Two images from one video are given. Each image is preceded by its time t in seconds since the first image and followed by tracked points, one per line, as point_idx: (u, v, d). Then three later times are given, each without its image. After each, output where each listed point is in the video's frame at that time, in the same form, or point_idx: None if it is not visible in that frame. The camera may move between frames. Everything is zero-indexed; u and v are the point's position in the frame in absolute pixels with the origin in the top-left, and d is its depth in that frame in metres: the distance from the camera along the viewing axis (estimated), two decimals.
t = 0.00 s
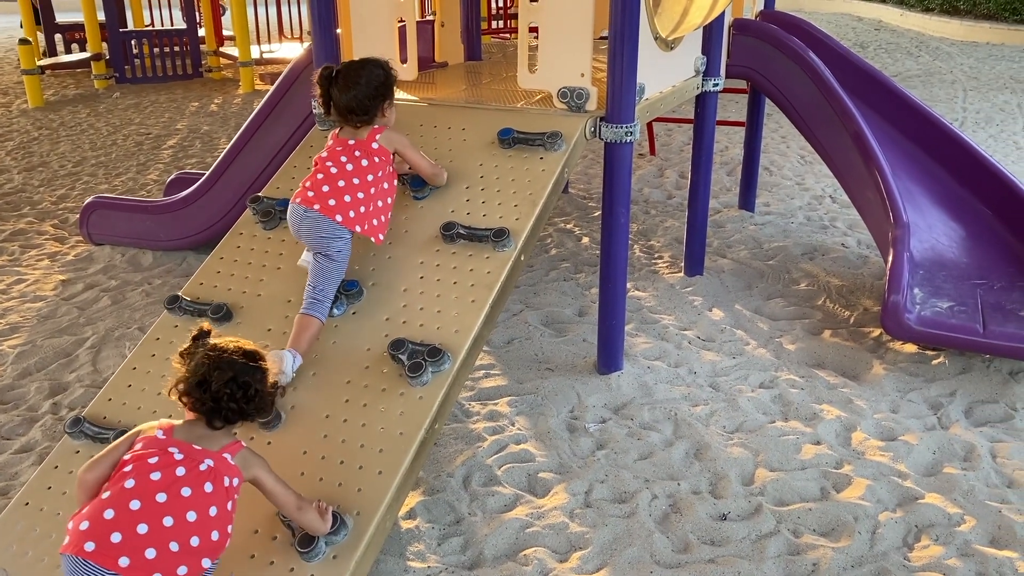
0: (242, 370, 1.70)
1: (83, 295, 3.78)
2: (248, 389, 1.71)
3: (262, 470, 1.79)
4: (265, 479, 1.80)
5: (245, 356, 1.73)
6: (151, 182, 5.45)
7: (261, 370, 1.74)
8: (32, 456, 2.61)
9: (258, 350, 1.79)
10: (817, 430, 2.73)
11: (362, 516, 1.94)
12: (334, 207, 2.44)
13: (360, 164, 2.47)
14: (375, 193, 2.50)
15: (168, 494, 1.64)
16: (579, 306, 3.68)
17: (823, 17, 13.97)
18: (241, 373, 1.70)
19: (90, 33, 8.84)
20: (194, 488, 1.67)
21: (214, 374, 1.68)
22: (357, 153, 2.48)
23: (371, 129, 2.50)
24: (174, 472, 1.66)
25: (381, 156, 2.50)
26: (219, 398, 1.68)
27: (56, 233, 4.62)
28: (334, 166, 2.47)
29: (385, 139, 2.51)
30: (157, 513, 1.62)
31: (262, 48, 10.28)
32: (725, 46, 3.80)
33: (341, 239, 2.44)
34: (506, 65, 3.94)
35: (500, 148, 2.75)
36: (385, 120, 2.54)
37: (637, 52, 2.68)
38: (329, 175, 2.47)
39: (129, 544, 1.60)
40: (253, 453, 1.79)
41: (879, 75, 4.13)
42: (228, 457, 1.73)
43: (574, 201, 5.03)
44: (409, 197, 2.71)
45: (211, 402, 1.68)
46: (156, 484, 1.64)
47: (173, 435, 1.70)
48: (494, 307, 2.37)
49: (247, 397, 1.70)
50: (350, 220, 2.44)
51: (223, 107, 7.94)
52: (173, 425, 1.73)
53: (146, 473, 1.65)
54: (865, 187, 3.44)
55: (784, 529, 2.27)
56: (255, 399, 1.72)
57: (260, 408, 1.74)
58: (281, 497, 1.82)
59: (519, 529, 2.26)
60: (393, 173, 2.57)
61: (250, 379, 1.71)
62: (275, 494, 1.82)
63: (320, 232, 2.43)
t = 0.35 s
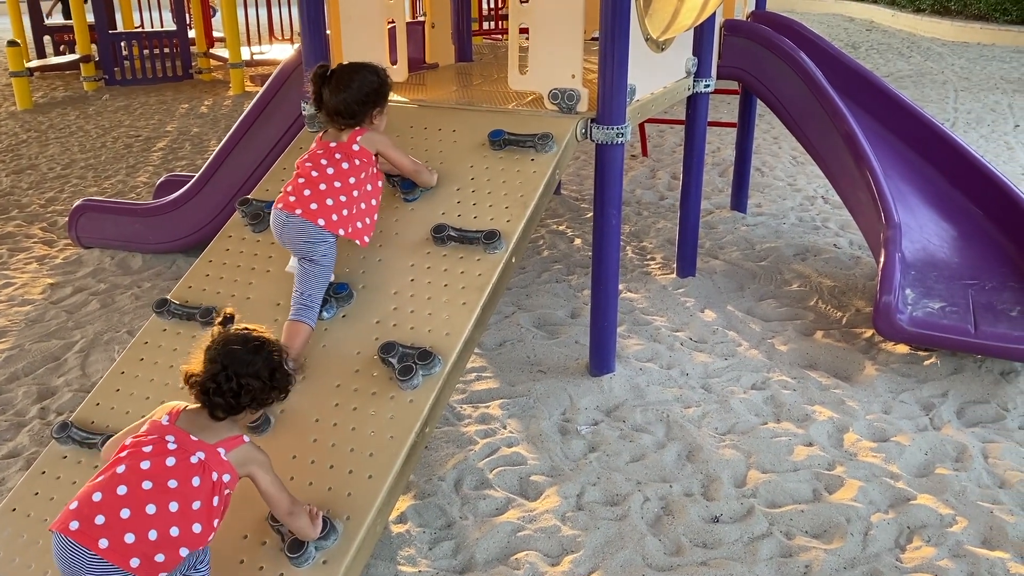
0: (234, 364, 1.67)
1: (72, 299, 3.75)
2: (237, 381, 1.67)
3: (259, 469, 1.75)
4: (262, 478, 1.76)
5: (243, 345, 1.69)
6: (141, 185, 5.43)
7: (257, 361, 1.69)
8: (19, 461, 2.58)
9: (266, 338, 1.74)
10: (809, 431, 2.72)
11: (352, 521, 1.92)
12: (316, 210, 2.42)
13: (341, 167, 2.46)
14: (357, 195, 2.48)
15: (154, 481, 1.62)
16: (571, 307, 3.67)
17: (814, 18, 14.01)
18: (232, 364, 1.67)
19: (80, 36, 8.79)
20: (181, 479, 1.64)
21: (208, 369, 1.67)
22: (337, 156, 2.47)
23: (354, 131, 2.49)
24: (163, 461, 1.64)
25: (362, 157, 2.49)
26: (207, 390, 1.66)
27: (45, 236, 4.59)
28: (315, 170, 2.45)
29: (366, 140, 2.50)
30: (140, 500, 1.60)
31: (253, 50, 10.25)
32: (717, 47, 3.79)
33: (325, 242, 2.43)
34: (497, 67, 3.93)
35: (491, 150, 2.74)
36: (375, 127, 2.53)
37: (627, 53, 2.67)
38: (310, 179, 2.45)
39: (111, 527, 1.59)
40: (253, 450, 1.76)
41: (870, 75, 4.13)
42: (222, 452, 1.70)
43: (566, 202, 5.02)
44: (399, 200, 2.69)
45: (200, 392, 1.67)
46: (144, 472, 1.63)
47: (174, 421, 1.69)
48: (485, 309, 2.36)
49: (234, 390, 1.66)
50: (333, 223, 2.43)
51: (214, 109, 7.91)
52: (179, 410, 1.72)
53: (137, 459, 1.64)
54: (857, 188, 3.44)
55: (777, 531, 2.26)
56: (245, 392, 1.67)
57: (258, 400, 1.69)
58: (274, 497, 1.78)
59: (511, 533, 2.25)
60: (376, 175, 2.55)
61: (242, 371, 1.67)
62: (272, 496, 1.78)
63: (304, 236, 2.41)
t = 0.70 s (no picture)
0: (244, 372, 1.68)
1: (66, 301, 3.74)
2: (246, 390, 1.69)
3: (273, 461, 1.75)
4: (275, 472, 1.76)
5: (255, 353, 1.69)
6: (136, 186, 5.41)
7: (267, 371, 1.69)
8: (13, 464, 2.57)
9: (282, 342, 1.71)
10: (805, 432, 2.72)
11: (347, 523, 1.92)
12: (328, 215, 2.42)
13: (352, 174, 2.46)
14: (364, 202, 2.50)
15: (167, 454, 1.65)
16: (567, 308, 3.66)
17: (809, 19, 14.03)
18: (242, 373, 1.68)
19: (75, 37, 8.77)
20: (193, 456, 1.66)
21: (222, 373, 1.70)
22: (349, 161, 2.47)
23: (356, 133, 2.50)
24: (178, 436, 1.67)
25: (372, 165, 2.50)
26: (221, 392, 1.71)
27: (39, 237, 4.57)
28: (328, 173, 2.45)
29: (374, 146, 2.50)
30: (151, 470, 1.64)
31: (248, 51, 10.23)
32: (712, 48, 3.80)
33: (330, 247, 2.43)
34: (493, 68, 3.92)
35: (486, 150, 2.73)
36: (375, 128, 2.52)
37: (622, 54, 2.66)
38: (323, 181, 2.44)
39: (120, 495, 1.63)
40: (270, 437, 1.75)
41: (866, 76, 4.13)
42: (236, 436, 1.71)
43: (562, 203, 5.01)
44: (395, 201, 2.68)
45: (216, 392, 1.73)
46: (160, 444, 1.67)
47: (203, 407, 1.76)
48: (481, 310, 2.35)
49: (243, 397, 1.70)
50: (343, 228, 2.44)
51: (210, 110, 7.89)
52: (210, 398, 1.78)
53: (157, 434, 1.68)
54: (853, 189, 3.44)
55: (773, 532, 2.26)
56: (255, 400, 1.70)
57: (270, 404, 1.72)
58: (285, 496, 1.77)
59: (507, 535, 2.24)
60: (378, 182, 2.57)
61: (252, 380, 1.68)
62: (282, 491, 1.77)
63: (312, 239, 2.41)
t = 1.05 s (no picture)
0: (222, 394, 1.72)
1: (64, 303, 3.73)
2: (224, 412, 1.72)
3: (258, 472, 1.74)
4: (262, 481, 1.75)
5: (234, 376, 1.72)
6: (136, 188, 5.39)
7: (243, 392, 1.71)
8: (10, 467, 2.55)
9: (257, 362, 1.74)
10: (806, 435, 2.70)
11: (345, 527, 1.90)
12: (327, 212, 2.41)
13: (352, 169, 2.44)
14: (366, 196, 2.48)
15: (155, 477, 1.72)
16: (567, 311, 3.65)
17: (810, 21, 14.02)
18: (221, 396, 1.72)
19: (75, 38, 8.76)
20: (174, 476, 1.70)
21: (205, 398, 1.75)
22: (347, 157, 2.44)
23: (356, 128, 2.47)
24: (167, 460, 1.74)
25: (373, 158, 2.47)
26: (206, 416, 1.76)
27: (38, 239, 4.56)
28: (326, 171, 2.44)
29: (373, 139, 2.47)
30: (140, 493, 1.70)
31: (249, 53, 10.23)
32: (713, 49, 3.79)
33: (330, 247, 2.42)
34: (493, 69, 3.91)
35: (486, 152, 2.72)
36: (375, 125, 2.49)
37: (623, 56, 2.65)
38: (321, 180, 2.44)
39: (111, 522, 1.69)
40: (251, 450, 1.75)
41: (868, 78, 4.12)
42: (219, 452, 1.73)
43: (563, 205, 5.00)
44: (394, 203, 2.67)
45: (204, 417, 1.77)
46: (152, 474, 1.73)
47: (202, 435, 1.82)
48: (480, 313, 2.34)
49: (224, 420, 1.73)
50: (343, 224, 2.42)
51: (210, 112, 7.88)
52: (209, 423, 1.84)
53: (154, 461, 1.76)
54: (854, 190, 3.42)
55: (774, 536, 2.24)
56: (233, 422, 1.73)
57: (250, 425, 1.74)
58: (274, 506, 1.75)
59: (506, 539, 2.23)
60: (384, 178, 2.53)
61: (229, 402, 1.71)
62: (273, 500, 1.75)
63: (311, 238, 2.40)
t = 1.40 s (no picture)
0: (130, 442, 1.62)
1: (61, 307, 3.71)
2: (130, 463, 1.62)
3: (207, 527, 1.69)
4: (213, 535, 1.71)
5: (144, 422, 1.62)
6: (136, 192, 5.38)
7: (151, 441, 1.61)
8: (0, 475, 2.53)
9: (169, 408, 1.64)
10: (807, 446, 2.66)
11: (335, 540, 1.87)
12: (339, 189, 2.41)
13: (360, 154, 2.46)
14: (375, 183, 2.49)
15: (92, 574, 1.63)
16: (567, 318, 3.61)
17: (816, 25, 13.97)
18: (128, 444, 1.62)
19: (79, 41, 8.78)
20: (113, 567, 1.62)
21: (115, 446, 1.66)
22: (355, 144, 2.47)
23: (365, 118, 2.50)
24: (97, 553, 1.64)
25: (380, 147, 2.49)
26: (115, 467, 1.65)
27: (37, 243, 4.54)
28: (335, 154, 2.45)
29: (381, 128, 2.50)
30: None
31: (253, 56, 10.23)
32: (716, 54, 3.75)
33: (338, 227, 2.41)
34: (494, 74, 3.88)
35: (484, 158, 2.69)
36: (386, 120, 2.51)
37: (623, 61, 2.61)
38: (333, 161, 2.44)
39: None
40: (187, 513, 1.67)
41: (872, 84, 4.08)
42: (152, 524, 1.65)
43: (564, 210, 4.97)
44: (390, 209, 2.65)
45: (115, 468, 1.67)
46: (85, 566, 1.64)
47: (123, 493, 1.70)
48: (475, 321, 2.30)
49: (132, 471, 1.62)
50: (353, 205, 2.43)
51: (213, 115, 7.88)
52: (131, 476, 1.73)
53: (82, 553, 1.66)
54: (858, 198, 3.38)
55: (773, 550, 2.20)
56: (140, 474, 1.62)
57: (159, 479, 1.63)
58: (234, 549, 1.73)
59: (500, 552, 2.19)
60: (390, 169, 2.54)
61: (136, 452, 1.61)
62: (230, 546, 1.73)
63: (320, 216, 2.39)
